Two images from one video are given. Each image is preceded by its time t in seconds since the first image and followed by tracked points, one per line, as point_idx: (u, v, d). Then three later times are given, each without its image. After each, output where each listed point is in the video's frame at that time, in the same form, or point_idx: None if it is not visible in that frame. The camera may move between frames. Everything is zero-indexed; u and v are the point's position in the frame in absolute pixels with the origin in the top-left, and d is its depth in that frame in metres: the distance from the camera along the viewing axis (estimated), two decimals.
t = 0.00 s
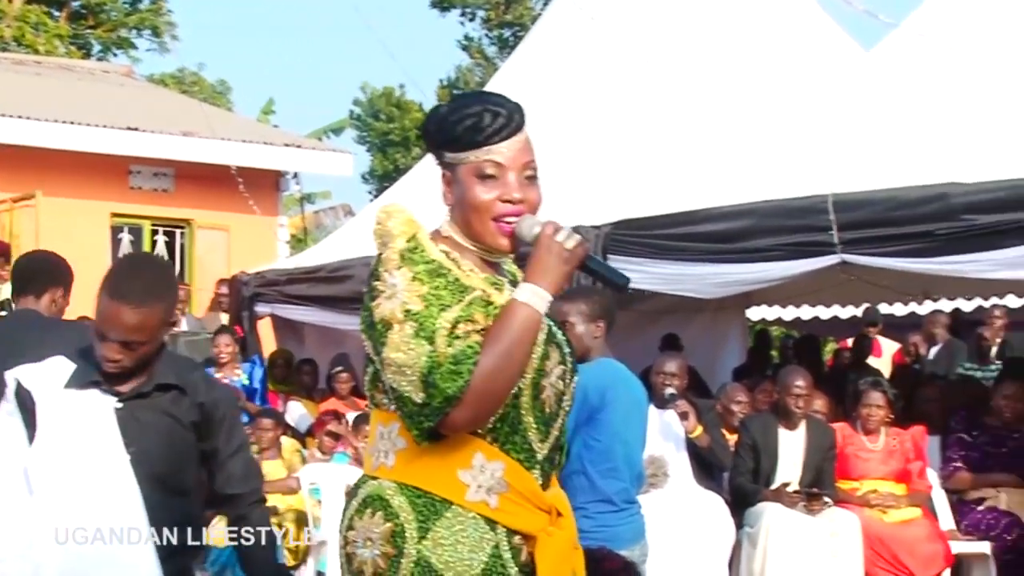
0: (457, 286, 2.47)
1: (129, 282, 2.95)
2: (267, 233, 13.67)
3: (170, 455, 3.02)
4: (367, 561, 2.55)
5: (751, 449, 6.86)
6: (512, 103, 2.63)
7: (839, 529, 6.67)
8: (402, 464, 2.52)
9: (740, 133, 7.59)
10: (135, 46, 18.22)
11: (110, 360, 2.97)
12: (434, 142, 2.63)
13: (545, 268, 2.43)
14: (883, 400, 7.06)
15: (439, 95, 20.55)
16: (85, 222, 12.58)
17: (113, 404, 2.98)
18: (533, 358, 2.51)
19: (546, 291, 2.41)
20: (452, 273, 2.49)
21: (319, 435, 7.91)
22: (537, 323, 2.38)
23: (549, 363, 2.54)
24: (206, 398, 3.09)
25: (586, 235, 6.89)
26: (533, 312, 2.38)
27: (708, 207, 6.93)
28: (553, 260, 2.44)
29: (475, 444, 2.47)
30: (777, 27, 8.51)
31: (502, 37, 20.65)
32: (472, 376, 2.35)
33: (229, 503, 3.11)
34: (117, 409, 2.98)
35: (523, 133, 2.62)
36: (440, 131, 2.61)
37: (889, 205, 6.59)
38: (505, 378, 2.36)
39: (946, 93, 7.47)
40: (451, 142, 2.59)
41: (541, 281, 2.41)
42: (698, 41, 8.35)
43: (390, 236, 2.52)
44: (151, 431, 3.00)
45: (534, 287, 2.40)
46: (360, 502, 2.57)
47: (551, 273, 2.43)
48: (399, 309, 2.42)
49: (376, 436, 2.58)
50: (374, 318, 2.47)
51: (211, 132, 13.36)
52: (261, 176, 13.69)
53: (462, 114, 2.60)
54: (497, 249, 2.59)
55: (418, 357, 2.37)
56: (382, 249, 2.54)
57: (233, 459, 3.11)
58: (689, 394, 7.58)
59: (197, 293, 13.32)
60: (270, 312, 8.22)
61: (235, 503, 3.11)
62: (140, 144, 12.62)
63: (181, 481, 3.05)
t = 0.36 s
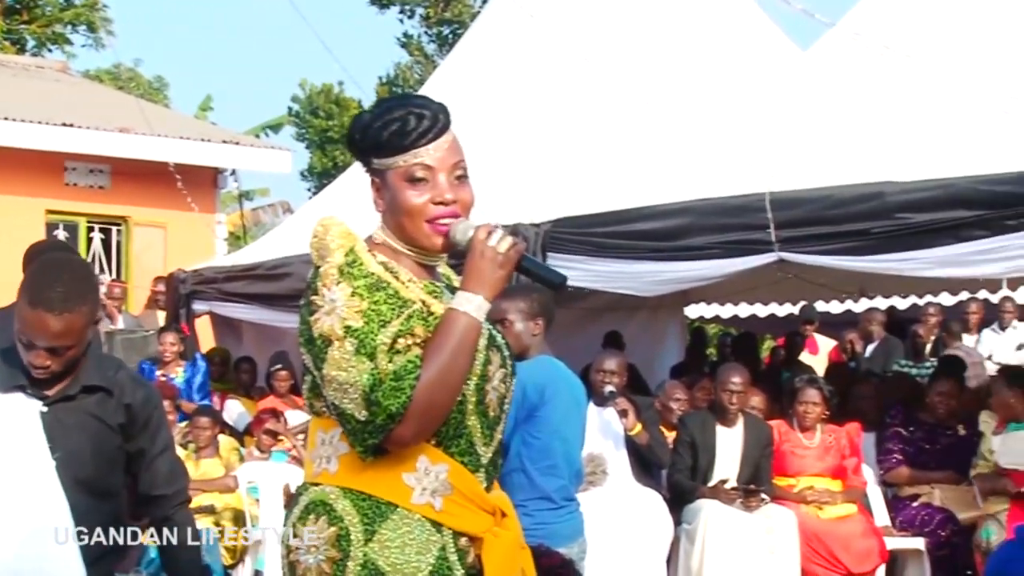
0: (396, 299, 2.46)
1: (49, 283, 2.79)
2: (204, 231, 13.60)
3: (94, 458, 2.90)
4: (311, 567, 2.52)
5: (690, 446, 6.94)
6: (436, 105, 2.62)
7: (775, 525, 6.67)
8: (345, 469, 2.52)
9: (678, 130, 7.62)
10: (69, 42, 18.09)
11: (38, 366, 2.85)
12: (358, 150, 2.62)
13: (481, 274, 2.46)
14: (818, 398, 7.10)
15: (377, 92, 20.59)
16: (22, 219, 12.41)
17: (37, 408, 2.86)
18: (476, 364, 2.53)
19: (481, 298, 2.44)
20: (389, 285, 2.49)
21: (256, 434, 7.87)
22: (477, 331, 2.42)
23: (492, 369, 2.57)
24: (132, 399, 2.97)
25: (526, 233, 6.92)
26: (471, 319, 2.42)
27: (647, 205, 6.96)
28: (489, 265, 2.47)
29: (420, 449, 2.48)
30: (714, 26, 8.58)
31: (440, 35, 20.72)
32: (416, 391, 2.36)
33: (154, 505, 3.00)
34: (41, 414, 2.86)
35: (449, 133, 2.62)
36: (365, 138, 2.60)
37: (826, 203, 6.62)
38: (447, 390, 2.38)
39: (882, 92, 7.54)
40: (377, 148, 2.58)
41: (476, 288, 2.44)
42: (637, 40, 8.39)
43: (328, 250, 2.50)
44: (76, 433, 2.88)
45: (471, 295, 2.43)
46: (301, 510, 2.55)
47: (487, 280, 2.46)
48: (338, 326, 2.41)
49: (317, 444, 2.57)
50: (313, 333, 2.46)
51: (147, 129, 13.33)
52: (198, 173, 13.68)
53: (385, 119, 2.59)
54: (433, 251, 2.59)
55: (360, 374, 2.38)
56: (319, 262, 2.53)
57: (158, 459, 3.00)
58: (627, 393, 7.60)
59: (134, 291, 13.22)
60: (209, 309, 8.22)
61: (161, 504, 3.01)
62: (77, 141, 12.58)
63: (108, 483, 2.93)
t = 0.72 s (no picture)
0: (342, 292, 2.45)
1: (3, 287, 2.93)
2: (148, 225, 13.54)
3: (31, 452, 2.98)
4: (258, 562, 2.50)
5: (634, 440, 6.95)
6: (378, 97, 2.61)
7: (719, 520, 6.69)
8: (292, 464, 2.50)
9: (623, 124, 7.65)
10: (12, 34, 17.99)
11: (5, 368, 2.96)
12: (299, 141, 2.62)
13: (425, 266, 2.47)
14: (762, 392, 7.16)
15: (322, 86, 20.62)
16: None
17: None
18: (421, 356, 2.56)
19: (429, 289, 2.45)
20: (334, 280, 2.47)
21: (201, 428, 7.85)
22: (425, 321, 2.42)
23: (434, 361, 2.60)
24: (65, 391, 3.05)
25: (471, 228, 6.97)
26: (420, 310, 2.42)
27: (592, 200, 6.98)
28: (432, 258, 2.48)
29: (368, 441, 2.48)
30: (660, 21, 8.62)
31: (386, 29, 20.75)
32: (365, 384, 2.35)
33: (95, 493, 3.05)
34: None
35: (392, 125, 2.61)
36: (307, 130, 2.59)
37: (762, 200, 6.64)
38: (398, 381, 2.37)
39: (825, 88, 7.59)
40: (319, 140, 2.57)
41: (422, 278, 2.45)
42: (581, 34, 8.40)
43: (271, 243, 2.50)
44: (10, 426, 2.96)
45: (422, 286, 2.44)
46: (247, 506, 2.53)
47: (430, 271, 2.47)
48: (285, 320, 2.40)
49: (262, 439, 2.55)
50: (259, 328, 2.45)
51: (91, 123, 13.28)
52: (141, 167, 13.65)
53: (327, 111, 2.58)
54: (375, 244, 2.59)
55: (309, 368, 2.36)
56: (262, 258, 2.52)
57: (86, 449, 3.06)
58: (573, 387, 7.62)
59: (78, 285, 13.14)
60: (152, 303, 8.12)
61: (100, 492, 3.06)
62: (19, 134, 12.51)
63: (44, 477, 3.00)
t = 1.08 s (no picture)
0: (321, 285, 2.42)
1: (11, 278, 2.97)
2: (117, 221, 13.56)
3: (22, 442, 3.04)
4: (229, 555, 2.46)
5: (605, 436, 6.98)
6: (367, 97, 2.57)
7: (690, 515, 6.69)
8: (265, 458, 2.46)
9: (594, 121, 7.65)
10: None
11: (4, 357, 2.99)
12: (281, 129, 2.56)
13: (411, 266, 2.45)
14: (732, 388, 7.15)
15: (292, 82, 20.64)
16: None
17: None
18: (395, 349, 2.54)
19: (413, 289, 2.43)
20: (311, 274, 2.44)
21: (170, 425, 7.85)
22: (409, 319, 2.40)
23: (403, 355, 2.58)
24: (61, 386, 3.12)
25: (441, 225, 6.94)
26: (405, 307, 2.41)
27: (563, 196, 6.98)
28: (420, 259, 2.47)
29: (341, 436, 2.44)
30: (630, 17, 8.63)
31: (355, 25, 20.80)
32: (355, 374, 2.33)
33: (84, 491, 3.10)
34: None
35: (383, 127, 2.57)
36: (294, 119, 2.53)
37: (736, 196, 6.65)
38: (383, 375, 2.36)
39: (795, 84, 7.60)
40: (307, 133, 2.52)
41: (409, 278, 2.43)
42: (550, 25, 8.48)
43: (246, 238, 2.44)
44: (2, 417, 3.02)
45: (407, 288, 2.42)
46: (218, 498, 2.50)
47: (416, 270, 2.45)
48: (269, 313, 2.36)
49: (235, 431, 2.50)
50: (239, 322, 2.40)
51: (59, 118, 13.23)
52: (110, 164, 13.63)
53: (320, 105, 2.52)
54: (348, 239, 2.57)
55: (297, 359, 2.31)
56: (236, 251, 2.46)
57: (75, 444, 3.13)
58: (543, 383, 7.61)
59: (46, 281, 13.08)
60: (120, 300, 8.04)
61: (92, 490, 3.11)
62: None
63: (36, 469, 3.05)
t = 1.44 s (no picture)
0: (309, 314, 2.41)
1: (23, 288, 3.16)
2: (103, 220, 13.61)
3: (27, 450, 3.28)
4: None
5: (593, 432, 6.99)
6: (406, 152, 2.55)
7: (677, 509, 6.74)
8: (245, 496, 2.44)
9: (579, 118, 7.66)
10: None
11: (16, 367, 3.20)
12: (323, 152, 2.48)
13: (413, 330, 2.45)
14: (719, 383, 7.17)
15: (278, 79, 20.70)
16: None
17: None
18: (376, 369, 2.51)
19: (407, 350, 2.43)
20: (303, 305, 2.43)
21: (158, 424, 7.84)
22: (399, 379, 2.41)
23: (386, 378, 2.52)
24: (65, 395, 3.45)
25: (429, 221, 7.00)
26: (397, 368, 2.41)
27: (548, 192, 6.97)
28: (421, 328, 2.47)
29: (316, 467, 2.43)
30: (616, 12, 8.66)
31: (342, 22, 20.97)
32: (342, 419, 2.33)
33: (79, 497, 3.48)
34: None
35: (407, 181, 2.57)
36: (347, 150, 2.47)
37: (721, 190, 6.67)
38: (363, 421, 2.36)
39: (779, 80, 7.62)
40: (358, 170, 2.47)
41: (406, 339, 2.44)
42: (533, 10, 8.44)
43: (238, 267, 2.42)
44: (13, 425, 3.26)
45: (399, 345, 2.43)
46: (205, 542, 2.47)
47: (414, 335, 2.45)
48: (258, 343, 2.35)
49: (211, 468, 2.48)
50: (226, 349, 2.39)
51: (44, 117, 13.23)
52: (96, 163, 13.65)
53: (374, 145, 2.49)
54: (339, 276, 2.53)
55: (283, 395, 2.31)
56: (228, 278, 2.45)
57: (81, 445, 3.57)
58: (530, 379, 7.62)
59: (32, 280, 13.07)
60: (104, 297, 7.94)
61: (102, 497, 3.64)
62: None
63: (37, 477, 3.30)
